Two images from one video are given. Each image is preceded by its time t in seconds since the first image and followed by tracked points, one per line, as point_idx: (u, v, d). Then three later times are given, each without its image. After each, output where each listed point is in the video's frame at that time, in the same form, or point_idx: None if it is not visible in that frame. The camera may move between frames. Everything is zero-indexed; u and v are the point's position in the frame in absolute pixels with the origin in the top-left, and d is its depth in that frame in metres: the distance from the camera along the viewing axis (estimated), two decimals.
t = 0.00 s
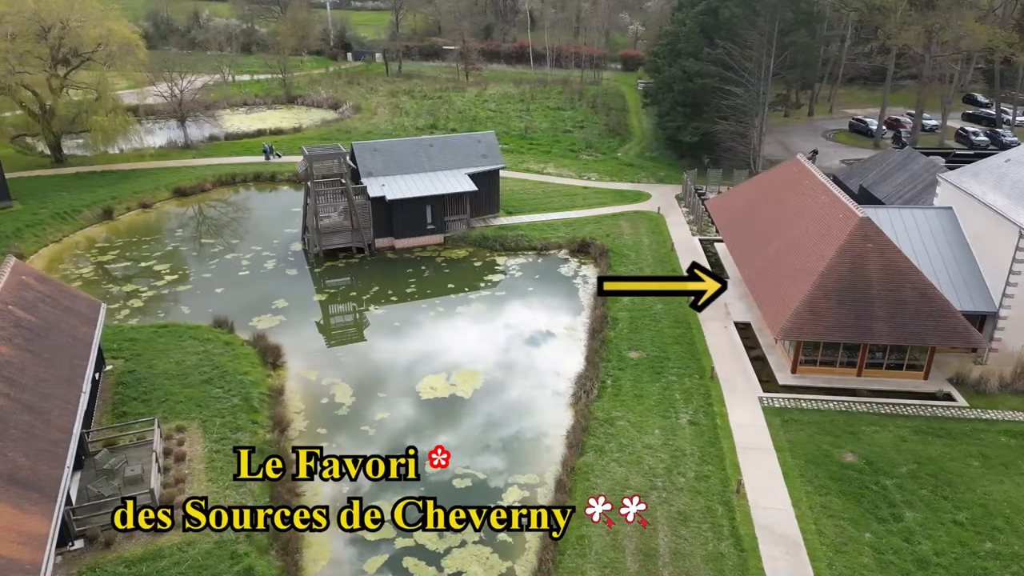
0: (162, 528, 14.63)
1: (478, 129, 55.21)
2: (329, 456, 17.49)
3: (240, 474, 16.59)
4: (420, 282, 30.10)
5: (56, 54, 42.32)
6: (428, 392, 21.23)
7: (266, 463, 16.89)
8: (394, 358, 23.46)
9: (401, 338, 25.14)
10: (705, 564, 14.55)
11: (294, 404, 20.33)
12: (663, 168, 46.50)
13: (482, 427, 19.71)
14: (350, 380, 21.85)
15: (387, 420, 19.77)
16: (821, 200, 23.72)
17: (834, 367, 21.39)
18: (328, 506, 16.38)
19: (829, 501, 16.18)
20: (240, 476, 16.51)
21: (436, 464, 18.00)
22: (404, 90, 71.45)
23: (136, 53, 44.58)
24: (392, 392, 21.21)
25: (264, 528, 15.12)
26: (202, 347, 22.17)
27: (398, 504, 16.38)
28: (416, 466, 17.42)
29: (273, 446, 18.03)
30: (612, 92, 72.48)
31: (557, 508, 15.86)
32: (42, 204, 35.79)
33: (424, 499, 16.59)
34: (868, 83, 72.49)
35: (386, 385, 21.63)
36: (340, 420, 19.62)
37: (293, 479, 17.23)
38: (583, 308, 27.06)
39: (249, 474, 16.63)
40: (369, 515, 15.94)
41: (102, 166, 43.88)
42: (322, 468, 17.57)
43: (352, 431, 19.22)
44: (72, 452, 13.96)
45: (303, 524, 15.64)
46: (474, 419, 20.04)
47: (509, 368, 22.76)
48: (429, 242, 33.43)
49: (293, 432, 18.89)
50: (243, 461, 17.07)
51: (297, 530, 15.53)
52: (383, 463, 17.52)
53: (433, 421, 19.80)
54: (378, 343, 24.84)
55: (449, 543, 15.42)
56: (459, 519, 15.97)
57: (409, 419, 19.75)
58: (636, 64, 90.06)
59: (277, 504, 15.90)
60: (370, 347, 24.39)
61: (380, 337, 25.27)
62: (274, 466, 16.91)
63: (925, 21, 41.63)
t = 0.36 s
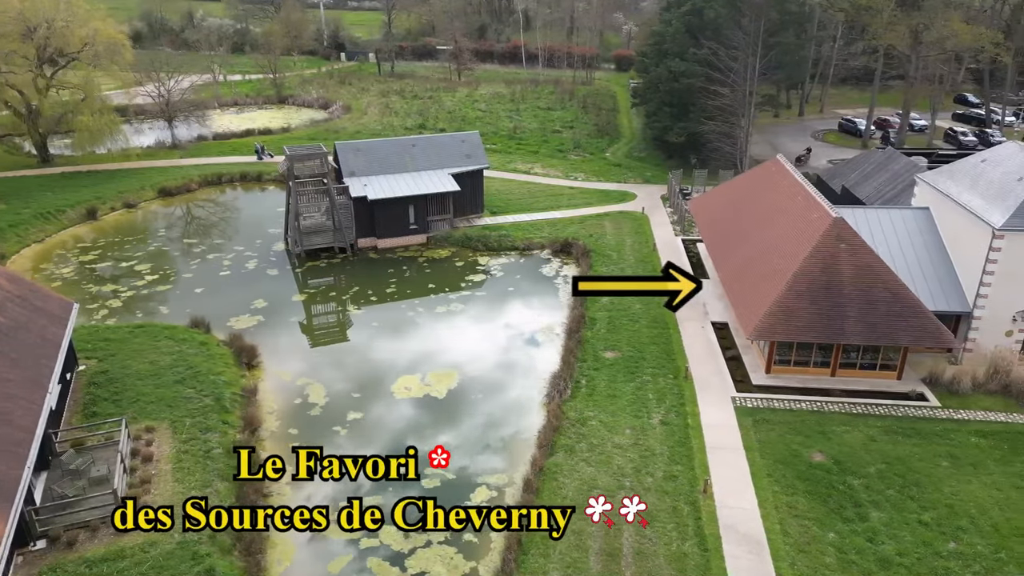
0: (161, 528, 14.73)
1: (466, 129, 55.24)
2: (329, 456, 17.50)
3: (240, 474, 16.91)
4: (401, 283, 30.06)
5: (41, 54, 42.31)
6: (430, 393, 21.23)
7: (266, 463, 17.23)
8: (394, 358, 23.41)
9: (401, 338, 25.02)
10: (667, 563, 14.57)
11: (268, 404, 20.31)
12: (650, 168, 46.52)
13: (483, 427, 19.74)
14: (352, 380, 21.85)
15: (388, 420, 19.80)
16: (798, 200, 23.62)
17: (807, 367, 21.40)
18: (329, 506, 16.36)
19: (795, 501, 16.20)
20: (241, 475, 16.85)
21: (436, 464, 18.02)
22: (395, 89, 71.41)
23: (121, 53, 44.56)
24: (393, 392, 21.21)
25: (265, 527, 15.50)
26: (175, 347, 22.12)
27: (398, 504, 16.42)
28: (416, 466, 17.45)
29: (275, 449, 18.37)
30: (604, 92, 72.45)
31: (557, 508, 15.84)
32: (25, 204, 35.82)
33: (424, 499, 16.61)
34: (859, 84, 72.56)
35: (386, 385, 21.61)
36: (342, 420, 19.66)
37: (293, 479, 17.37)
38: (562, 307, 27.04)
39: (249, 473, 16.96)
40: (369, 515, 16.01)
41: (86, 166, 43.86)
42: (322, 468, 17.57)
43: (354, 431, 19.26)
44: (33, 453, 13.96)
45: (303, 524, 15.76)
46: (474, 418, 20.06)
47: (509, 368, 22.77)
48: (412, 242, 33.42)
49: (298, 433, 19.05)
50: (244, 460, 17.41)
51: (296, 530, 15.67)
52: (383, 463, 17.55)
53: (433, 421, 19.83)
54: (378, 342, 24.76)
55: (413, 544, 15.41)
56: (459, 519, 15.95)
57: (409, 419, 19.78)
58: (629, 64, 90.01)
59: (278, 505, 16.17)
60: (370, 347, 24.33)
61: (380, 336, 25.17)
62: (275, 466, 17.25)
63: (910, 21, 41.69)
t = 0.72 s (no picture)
0: (162, 528, 14.89)
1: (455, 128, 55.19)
2: (329, 456, 17.59)
3: (240, 474, 17.27)
4: (382, 282, 30.05)
5: (27, 54, 42.28)
6: (432, 394, 21.25)
7: (265, 464, 17.53)
8: (393, 358, 23.37)
9: (401, 338, 24.96)
10: (631, 563, 14.58)
11: (242, 404, 20.31)
12: (637, 168, 46.52)
13: (482, 427, 19.74)
14: (351, 380, 21.87)
15: (387, 421, 19.81)
16: (774, 200, 23.56)
17: (782, 366, 21.43)
18: (329, 506, 16.46)
19: (762, 501, 16.21)
20: (240, 476, 17.23)
21: (436, 464, 18.06)
22: (386, 89, 71.32)
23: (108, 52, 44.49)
24: (393, 392, 21.21)
25: (264, 527, 15.73)
26: (149, 347, 22.11)
27: (398, 504, 16.46)
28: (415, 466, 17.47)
29: (277, 447, 18.51)
30: (595, 92, 72.42)
31: (557, 508, 15.88)
32: (9, 204, 35.80)
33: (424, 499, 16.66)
34: (851, 84, 72.52)
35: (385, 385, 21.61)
36: (342, 421, 19.70)
37: (293, 479, 17.45)
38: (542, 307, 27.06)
39: (249, 473, 17.31)
40: (369, 515, 16.08)
41: (72, 166, 43.79)
42: (322, 469, 17.65)
43: (355, 431, 19.28)
44: None
45: (303, 524, 15.83)
46: (475, 418, 20.08)
47: (509, 368, 22.75)
48: (395, 242, 33.38)
49: (300, 432, 19.10)
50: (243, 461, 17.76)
51: (296, 529, 15.74)
52: (383, 463, 17.64)
53: (433, 422, 19.85)
54: (377, 342, 24.69)
55: (379, 544, 15.43)
56: (459, 519, 15.95)
57: (408, 420, 19.80)
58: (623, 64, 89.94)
59: (279, 506, 16.29)
60: (368, 347, 24.27)
61: (380, 336, 25.09)
62: (274, 465, 17.56)
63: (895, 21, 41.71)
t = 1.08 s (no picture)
0: (162, 528, 15.14)
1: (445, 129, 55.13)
2: (328, 456, 17.64)
3: (240, 474, 17.44)
4: (365, 283, 30.03)
5: (14, 53, 42.26)
6: (432, 394, 21.26)
7: (265, 464, 17.59)
8: (394, 357, 23.36)
9: (401, 338, 24.93)
10: (596, 562, 14.58)
11: (217, 404, 20.32)
12: (626, 168, 46.52)
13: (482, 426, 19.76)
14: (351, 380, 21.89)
15: (387, 421, 19.83)
16: (753, 200, 23.56)
17: (758, 366, 21.45)
18: (329, 506, 16.50)
19: (730, 501, 16.22)
20: (240, 476, 17.38)
21: (436, 464, 18.00)
22: (378, 89, 71.21)
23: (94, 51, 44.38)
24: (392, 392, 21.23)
25: (264, 527, 15.80)
26: (125, 347, 22.09)
27: (398, 504, 16.45)
28: (414, 466, 17.45)
29: (277, 447, 18.58)
30: (587, 92, 72.36)
31: (557, 509, 15.85)
32: None
33: (423, 499, 16.62)
34: (844, 85, 72.45)
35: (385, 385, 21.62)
36: (342, 421, 19.74)
37: (293, 479, 17.48)
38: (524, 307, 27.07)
39: (249, 473, 17.43)
40: (369, 515, 16.08)
41: (58, 165, 43.73)
42: (322, 469, 17.70)
43: (355, 431, 19.31)
44: None
45: (303, 524, 15.90)
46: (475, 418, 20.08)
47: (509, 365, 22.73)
48: (379, 242, 33.38)
49: (299, 432, 19.16)
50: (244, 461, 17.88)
51: (296, 529, 15.80)
52: (383, 463, 17.60)
53: (433, 421, 19.86)
54: (378, 342, 24.64)
55: (346, 543, 15.45)
56: (459, 520, 15.75)
57: (408, 420, 19.80)
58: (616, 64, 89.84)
59: (279, 506, 16.33)
60: (369, 346, 24.25)
61: (379, 336, 25.05)
62: (274, 465, 17.60)
63: (881, 21, 41.74)
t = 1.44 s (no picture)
0: (162, 528, 15.43)
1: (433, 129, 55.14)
2: (329, 456, 17.73)
3: (240, 474, 17.42)
4: (343, 282, 30.05)
5: None
6: (430, 393, 21.29)
7: (265, 464, 17.62)
8: (395, 357, 23.36)
9: (402, 338, 24.93)
10: (558, 562, 14.59)
11: (189, 404, 20.32)
12: (613, 168, 46.56)
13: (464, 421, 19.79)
14: (354, 379, 21.92)
15: (388, 421, 19.86)
16: (727, 200, 23.66)
17: (731, 366, 21.47)
18: (330, 506, 16.52)
19: (696, 501, 16.25)
20: (240, 475, 17.42)
21: (436, 464, 18.01)
22: (369, 89, 71.19)
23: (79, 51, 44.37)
24: (393, 392, 21.26)
25: (265, 527, 15.79)
26: (98, 347, 22.08)
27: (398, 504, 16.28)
28: (414, 465, 17.49)
29: (277, 447, 18.64)
30: (578, 91, 72.39)
31: (557, 509, 15.92)
32: None
33: (423, 498, 16.33)
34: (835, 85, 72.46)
35: (385, 385, 21.64)
36: (343, 422, 19.78)
37: (293, 479, 17.54)
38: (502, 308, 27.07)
39: (249, 473, 17.45)
40: (369, 515, 16.10)
41: (44, 165, 43.72)
42: (322, 469, 17.78)
43: (355, 431, 19.36)
44: None
45: (303, 524, 15.91)
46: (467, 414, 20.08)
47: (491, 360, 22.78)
48: (362, 242, 33.40)
49: (300, 432, 19.21)
50: (244, 461, 17.90)
51: (296, 529, 15.80)
52: (383, 463, 17.67)
53: (432, 421, 19.87)
54: (379, 342, 24.62)
55: (312, 543, 15.46)
56: (459, 520, 15.73)
57: (408, 420, 19.84)
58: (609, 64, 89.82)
59: (279, 506, 16.36)
60: (370, 346, 24.24)
61: (381, 336, 25.04)
62: (274, 466, 17.62)
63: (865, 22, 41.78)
